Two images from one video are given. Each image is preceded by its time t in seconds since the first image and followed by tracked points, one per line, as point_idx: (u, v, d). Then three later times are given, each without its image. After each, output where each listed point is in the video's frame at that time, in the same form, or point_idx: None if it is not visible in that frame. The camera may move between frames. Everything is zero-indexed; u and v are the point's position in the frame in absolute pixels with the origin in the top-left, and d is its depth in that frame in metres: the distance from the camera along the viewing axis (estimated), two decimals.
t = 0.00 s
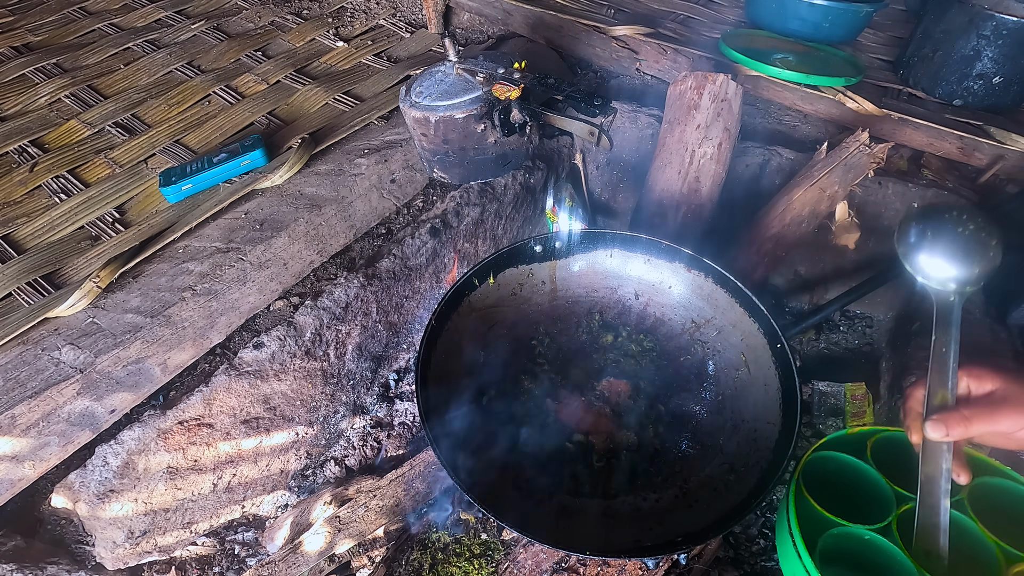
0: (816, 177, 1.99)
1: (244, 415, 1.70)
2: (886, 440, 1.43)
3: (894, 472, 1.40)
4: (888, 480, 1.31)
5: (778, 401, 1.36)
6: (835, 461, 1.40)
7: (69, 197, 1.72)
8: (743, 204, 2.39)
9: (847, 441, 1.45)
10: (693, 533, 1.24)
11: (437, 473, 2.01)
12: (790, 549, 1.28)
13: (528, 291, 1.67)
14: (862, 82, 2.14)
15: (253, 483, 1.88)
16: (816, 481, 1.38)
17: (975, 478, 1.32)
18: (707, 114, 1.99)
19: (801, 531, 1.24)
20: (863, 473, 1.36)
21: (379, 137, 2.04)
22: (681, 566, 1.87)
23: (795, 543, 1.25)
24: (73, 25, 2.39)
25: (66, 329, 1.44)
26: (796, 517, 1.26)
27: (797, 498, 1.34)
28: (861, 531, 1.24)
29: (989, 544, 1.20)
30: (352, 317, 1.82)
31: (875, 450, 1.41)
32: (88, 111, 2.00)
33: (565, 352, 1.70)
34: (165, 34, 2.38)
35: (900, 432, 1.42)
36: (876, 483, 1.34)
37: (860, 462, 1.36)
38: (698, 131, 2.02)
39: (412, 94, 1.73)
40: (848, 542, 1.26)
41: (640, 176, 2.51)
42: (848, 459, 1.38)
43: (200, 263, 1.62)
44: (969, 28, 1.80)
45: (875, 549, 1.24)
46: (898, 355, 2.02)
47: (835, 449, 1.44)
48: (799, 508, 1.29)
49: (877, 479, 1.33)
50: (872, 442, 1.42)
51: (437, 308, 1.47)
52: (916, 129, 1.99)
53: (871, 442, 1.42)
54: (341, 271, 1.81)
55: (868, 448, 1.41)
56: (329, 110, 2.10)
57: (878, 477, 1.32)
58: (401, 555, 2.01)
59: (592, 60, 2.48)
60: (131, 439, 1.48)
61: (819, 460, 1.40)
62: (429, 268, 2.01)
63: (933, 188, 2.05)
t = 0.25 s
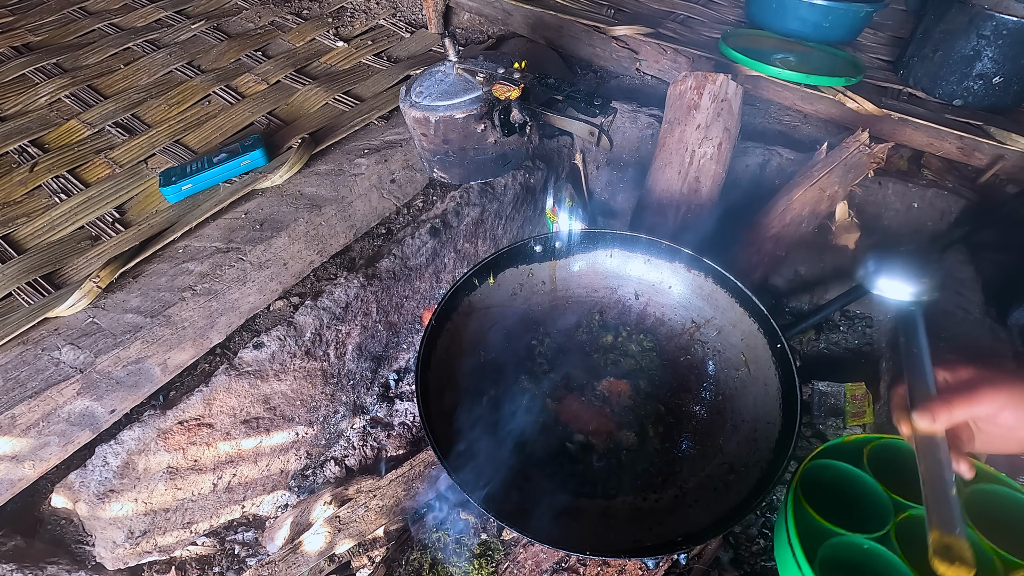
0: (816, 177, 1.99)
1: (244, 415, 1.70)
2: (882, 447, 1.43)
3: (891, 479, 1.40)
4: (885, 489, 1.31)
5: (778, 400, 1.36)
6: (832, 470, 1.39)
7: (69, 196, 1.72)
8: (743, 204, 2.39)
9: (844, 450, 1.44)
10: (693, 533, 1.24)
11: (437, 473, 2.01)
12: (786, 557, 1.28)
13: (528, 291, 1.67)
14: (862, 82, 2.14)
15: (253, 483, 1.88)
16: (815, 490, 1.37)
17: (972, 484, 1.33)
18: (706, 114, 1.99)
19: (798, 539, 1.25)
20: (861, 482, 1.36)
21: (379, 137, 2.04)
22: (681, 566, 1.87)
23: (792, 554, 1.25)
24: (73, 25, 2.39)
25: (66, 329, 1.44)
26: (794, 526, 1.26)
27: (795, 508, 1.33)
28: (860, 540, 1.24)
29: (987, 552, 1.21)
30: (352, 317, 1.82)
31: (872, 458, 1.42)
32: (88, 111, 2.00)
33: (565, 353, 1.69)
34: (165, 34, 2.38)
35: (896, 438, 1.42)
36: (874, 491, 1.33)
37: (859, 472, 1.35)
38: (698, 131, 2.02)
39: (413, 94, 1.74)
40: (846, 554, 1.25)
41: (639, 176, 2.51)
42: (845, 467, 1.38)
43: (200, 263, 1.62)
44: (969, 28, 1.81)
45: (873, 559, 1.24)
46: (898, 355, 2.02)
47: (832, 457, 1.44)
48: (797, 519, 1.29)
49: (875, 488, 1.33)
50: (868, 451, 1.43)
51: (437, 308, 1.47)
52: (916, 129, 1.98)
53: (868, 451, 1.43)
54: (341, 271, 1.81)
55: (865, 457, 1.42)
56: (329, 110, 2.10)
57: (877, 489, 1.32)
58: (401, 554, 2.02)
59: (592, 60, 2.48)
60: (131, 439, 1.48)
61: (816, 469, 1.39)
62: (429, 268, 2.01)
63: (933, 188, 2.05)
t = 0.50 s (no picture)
0: (816, 178, 2.00)
1: (244, 415, 1.70)
2: (877, 441, 1.41)
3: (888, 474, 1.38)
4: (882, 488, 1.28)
5: (778, 400, 1.36)
6: (825, 471, 1.38)
7: (69, 197, 1.72)
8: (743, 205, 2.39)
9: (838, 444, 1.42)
10: (693, 533, 1.24)
11: (437, 473, 2.01)
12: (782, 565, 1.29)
13: (528, 291, 1.67)
14: (862, 82, 2.14)
15: (253, 483, 1.88)
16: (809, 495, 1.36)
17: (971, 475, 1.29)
18: (706, 114, 1.99)
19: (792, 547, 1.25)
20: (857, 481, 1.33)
21: (379, 137, 2.04)
22: (681, 566, 1.87)
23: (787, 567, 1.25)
24: (73, 25, 2.39)
25: (66, 329, 1.44)
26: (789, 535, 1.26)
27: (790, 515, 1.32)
28: (858, 551, 1.21)
29: (989, 549, 1.19)
30: (352, 317, 1.82)
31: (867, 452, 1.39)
32: (88, 110, 2.00)
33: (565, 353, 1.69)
34: (165, 34, 2.37)
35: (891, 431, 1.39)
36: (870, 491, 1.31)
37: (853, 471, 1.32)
38: (698, 131, 2.02)
39: (413, 94, 1.74)
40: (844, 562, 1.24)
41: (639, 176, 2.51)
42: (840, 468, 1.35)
43: (200, 263, 1.62)
44: (969, 28, 1.81)
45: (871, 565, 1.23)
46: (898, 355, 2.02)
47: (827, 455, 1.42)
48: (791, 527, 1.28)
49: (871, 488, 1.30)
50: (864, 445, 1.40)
51: (438, 308, 1.47)
52: (916, 129, 1.98)
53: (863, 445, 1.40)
54: (341, 271, 1.81)
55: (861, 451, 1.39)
56: (329, 110, 2.10)
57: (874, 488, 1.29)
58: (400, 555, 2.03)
59: (592, 61, 2.48)
60: (131, 439, 1.48)
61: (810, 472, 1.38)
62: (429, 268, 2.01)
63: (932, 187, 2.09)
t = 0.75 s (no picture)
0: (816, 178, 2.00)
1: (244, 415, 1.70)
2: (871, 446, 1.37)
3: (882, 480, 1.34)
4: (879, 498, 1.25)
5: (778, 400, 1.36)
6: (819, 480, 1.35)
7: (69, 197, 1.72)
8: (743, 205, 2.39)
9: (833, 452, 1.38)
10: (693, 533, 1.24)
11: (437, 473, 2.01)
12: None
13: (528, 291, 1.67)
14: (862, 82, 2.14)
15: (253, 483, 1.88)
16: (804, 504, 1.33)
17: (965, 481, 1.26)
18: (707, 114, 1.99)
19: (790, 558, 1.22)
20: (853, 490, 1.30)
21: (379, 137, 2.04)
22: (680, 567, 1.87)
23: None
24: (73, 25, 2.39)
25: (66, 329, 1.44)
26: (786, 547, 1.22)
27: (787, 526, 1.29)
28: (857, 561, 1.18)
29: (985, 558, 1.16)
30: (352, 317, 1.82)
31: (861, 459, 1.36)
32: (88, 110, 2.00)
33: (564, 353, 1.69)
34: (165, 34, 2.38)
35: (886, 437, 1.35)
36: (867, 500, 1.28)
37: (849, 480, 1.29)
38: (698, 131, 2.02)
39: (412, 94, 1.74)
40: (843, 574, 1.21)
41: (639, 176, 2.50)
42: (834, 476, 1.32)
43: (200, 263, 1.62)
44: (968, 28, 1.82)
45: None
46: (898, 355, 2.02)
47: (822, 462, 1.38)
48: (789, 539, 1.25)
49: (868, 498, 1.27)
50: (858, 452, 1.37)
51: (438, 307, 1.47)
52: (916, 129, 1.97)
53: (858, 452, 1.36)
54: (341, 271, 1.81)
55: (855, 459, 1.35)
56: (329, 110, 2.10)
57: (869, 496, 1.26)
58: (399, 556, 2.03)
59: (592, 61, 2.48)
60: (131, 439, 1.48)
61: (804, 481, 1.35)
62: (429, 268, 2.01)
63: (933, 188, 2.09)
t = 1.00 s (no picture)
0: (816, 178, 2.00)
1: (244, 415, 1.70)
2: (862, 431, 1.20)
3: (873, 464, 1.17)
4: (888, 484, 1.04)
5: (778, 400, 1.36)
6: (830, 467, 1.10)
7: (68, 196, 1.72)
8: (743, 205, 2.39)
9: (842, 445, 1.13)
10: (694, 533, 1.24)
11: (437, 472, 2.02)
12: None
13: (528, 291, 1.67)
14: (862, 82, 2.14)
15: (253, 483, 1.88)
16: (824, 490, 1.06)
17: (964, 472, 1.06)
18: (706, 114, 1.99)
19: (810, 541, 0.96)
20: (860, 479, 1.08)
21: (379, 137, 2.04)
22: (680, 566, 1.87)
23: None
24: (73, 25, 2.39)
25: (66, 329, 1.44)
26: (805, 530, 0.98)
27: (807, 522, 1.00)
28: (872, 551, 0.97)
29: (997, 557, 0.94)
30: (352, 317, 1.82)
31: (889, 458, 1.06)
32: (88, 111, 2.00)
33: (564, 353, 1.70)
34: (165, 34, 2.38)
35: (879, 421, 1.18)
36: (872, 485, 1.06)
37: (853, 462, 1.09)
38: (698, 131, 2.02)
39: (413, 94, 1.74)
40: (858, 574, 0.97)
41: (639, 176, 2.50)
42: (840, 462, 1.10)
43: (200, 263, 1.62)
44: (968, 28, 1.82)
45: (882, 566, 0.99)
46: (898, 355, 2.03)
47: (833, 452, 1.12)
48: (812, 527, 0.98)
49: (875, 483, 1.06)
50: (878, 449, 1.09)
51: (438, 307, 1.47)
52: (916, 129, 1.98)
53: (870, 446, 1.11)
54: (341, 271, 1.81)
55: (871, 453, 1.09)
56: (329, 110, 2.10)
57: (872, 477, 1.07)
58: (400, 555, 1.98)
59: (592, 61, 2.48)
60: (131, 439, 1.48)
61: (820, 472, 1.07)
62: (429, 268, 2.01)
63: (933, 188, 2.07)
